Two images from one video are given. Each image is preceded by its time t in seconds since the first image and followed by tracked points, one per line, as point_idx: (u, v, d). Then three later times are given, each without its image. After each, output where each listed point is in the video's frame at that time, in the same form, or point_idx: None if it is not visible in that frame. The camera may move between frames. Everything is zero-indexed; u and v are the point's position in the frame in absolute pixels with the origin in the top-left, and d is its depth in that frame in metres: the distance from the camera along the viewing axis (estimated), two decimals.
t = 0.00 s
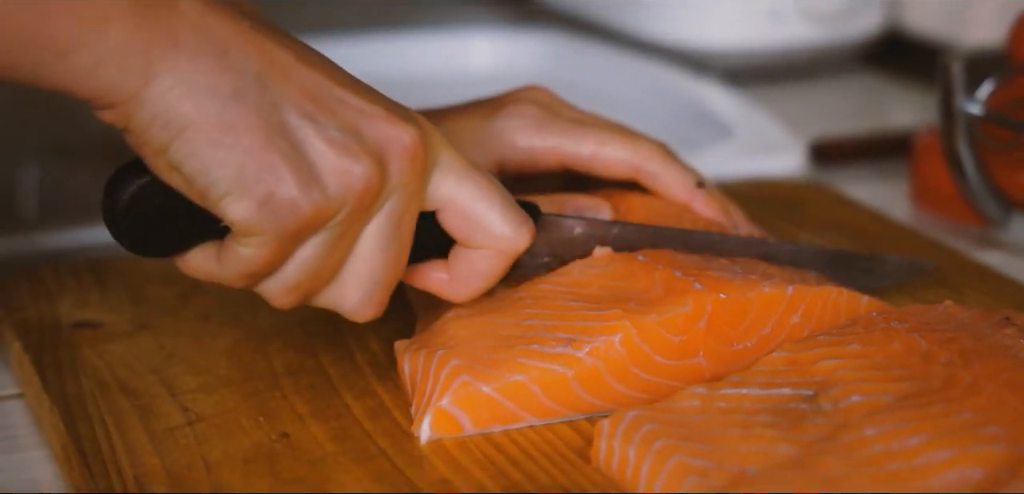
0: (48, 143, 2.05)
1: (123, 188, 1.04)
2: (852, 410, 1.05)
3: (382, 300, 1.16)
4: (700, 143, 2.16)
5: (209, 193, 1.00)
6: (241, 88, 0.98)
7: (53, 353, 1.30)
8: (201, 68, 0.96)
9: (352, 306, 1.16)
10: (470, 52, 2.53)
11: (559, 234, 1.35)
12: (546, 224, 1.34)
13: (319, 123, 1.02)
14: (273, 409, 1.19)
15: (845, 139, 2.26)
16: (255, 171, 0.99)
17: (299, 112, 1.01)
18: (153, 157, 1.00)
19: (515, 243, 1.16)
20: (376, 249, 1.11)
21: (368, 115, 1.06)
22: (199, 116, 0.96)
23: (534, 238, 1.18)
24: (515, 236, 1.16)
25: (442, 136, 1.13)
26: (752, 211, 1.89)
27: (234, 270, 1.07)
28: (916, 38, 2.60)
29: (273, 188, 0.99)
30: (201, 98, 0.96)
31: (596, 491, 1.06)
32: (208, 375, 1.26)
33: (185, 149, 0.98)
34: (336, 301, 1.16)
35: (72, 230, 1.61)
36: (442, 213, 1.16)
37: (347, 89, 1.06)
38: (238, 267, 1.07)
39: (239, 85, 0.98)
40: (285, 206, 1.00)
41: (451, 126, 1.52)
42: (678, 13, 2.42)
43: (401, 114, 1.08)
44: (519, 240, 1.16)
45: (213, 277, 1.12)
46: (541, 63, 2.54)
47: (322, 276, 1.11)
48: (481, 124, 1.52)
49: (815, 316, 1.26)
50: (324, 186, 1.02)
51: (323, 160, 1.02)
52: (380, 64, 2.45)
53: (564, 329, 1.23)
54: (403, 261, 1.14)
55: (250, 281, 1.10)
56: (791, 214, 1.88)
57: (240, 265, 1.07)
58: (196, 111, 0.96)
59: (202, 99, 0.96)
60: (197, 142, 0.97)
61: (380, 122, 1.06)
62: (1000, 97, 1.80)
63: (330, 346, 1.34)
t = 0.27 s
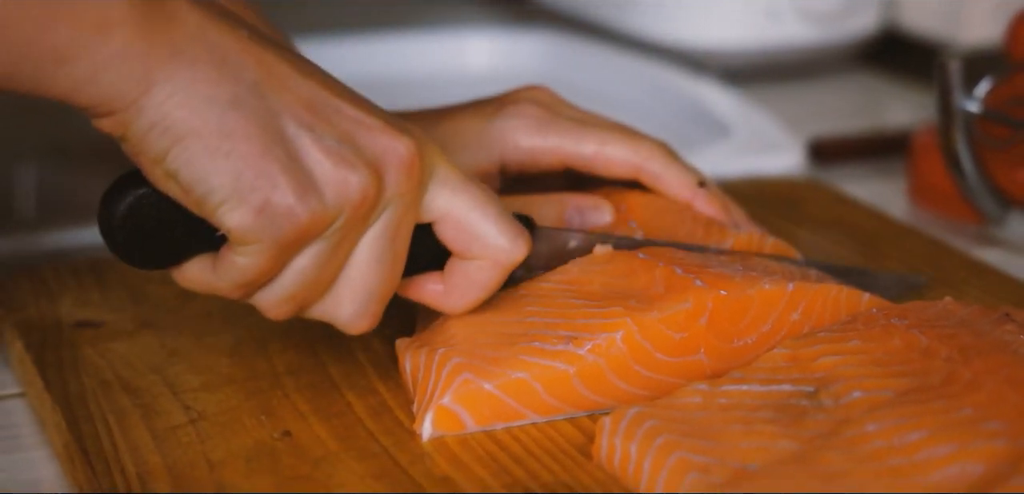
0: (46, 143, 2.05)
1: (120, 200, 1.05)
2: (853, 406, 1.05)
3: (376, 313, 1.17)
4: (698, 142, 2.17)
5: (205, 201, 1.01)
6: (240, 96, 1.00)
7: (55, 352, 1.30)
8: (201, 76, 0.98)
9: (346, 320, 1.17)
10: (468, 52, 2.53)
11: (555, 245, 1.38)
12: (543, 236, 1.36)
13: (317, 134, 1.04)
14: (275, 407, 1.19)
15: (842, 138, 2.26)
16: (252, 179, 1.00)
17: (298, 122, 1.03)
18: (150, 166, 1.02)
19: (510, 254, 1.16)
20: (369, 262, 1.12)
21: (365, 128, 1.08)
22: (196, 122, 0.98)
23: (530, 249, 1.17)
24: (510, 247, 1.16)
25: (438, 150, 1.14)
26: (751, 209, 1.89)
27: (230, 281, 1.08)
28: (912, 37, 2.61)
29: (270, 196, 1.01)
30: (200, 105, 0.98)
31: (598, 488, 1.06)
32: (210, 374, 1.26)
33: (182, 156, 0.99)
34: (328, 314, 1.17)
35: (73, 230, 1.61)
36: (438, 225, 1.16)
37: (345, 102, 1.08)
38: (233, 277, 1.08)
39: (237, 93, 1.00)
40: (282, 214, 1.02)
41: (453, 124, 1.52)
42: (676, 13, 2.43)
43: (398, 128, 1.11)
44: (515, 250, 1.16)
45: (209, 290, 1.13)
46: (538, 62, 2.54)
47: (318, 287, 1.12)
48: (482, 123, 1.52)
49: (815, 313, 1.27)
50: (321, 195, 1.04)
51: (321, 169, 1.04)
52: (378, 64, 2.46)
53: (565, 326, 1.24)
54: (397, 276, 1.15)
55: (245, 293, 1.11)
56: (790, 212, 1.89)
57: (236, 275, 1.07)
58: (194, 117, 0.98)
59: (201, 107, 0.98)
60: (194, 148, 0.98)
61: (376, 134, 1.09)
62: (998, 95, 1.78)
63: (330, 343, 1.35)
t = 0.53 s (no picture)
0: (46, 143, 2.06)
1: (99, 230, 1.04)
2: (854, 402, 1.05)
3: (346, 337, 1.17)
4: (696, 141, 2.17)
5: (186, 209, 1.02)
6: (230, 106, 1.01)
7: (57, 351, 1.30)
8: (193, 82, 1.00)
9: (316, 343, 1.17)
10: (466, 52, 2.53)
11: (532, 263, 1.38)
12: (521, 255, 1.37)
13: (302, 150, 1.06)
14: (277, 405, 1.20)
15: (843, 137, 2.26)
16: (236, 188, 1.01)
17: (284, 137, 1.05)
18: (133, 172, 1.03)
19: (498, 271, 1.18)
20: (345, 283, 1.13)
21: (351, 150, 1.10)
22: (184, 127, 0.99)
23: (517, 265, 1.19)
24: (495, 263, 1.17)
25: (421, 171, 1.16)
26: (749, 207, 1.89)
27: (205, 294, 1.08)
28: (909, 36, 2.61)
29: (252, 207, 1.01)
30: (189, 111, 0.99)
31: (600, 484, 1.07)
32: (212, 372, 1.27)
33: (167, 162, 1.00)
34: (302, 337, 1.17)
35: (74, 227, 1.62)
36: (422, 245, 1.17)
37: (331, 122, 1.10)
38: (210, 291, 1.08)
39: (227, 102, 1.01)
40: (263, 227, 1.02)
41: (454, 125, 1.54)
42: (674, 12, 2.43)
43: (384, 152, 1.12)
44: (502, 267, 1.18)
45: (185, 314, 1.13)
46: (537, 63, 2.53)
47: (294, 306, 1.12)
48: (485, 124, 1.53)
49: (816, 310, 1.27)
50: (303, 210, 1.05)
51: (305, 186, 1.05)
52: (377, 64, 2.46)
53: (566, 323, 1.24)
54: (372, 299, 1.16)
55: (219, 310, 1.11)
56: (789, 210, 1.89)
57: (212, 287, 1.08)
58: (183, 122, 0.99)
59: (189, 112, 0.99)
60: (179, 152, 0.99)
61: (361, 156, 1.10)
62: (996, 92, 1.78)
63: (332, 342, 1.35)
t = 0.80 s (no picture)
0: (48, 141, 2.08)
1: (64, 207, 1.05)
2: (854, 400, 1.06)
3: (308, 325, 1.16)
4: (694, 141, 2.17)
5: (150, 190, 1.00)
6: (202, 88, 1.00)
7: (59, 351, 1.30)
8: (166, 63, 0.98)
9: (276, 328, 1.15)
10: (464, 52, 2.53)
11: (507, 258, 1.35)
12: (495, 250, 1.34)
13: (273, 135, 1.04)
14: (279, 405, 1.20)
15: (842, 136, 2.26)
16: (204, 169, 0.99)
17: (257, 123, 1.04)
18: (101, 151, 1.00)
19: (467, 263, 1.17)
20: (308, 270, 1.11)
21: (322, 139, 1.09)
22: (154, 107, 0.97)
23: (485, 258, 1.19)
24: (466, 253, 1.17)
25: (391, 160, 1.15)
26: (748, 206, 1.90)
27: (166, 274, 1.07)
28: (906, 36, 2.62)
29: (218, 189, 0.99)
30: (161, 90, 0.98)
31: (602, 483, 1.07)
32: (213, 372, 1.27)
33: (133, 141, 0.98)
34: (261, 321, 1.15)
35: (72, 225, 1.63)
36: (389, 235, 1.16)
37: (304, 109, 1.09)
38: (170, 271, 1.06)
39: (200, 84, 1.00)
40: (228, 210, 1.00)
41: (457, 125, 1.54)
42: (672, 13, 2.43)
43: (355, 141, 1.11)
44: (471, 259, 1.17)
45: (146, 293, 1.11)
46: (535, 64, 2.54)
47: (256, 290, 1.11)
48: (488, 124, 1.53)
49: (815, 310, 1.27)
50: (270, 195, 1.03)
51: (274, 171, 1.04)
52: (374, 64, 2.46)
53: (566, 323, 1.24)
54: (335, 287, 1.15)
55: (179, 292, 1.09)
56: (787, 210, 1.89)
57: (172, 267, 1.06)
58: (154, 101, 0.97)
59: (160, 93, 0.98)
60: (147, 131, 0.97)
61: (332, 145, 1.09)
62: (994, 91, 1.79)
63: (333, 342, 1.35)
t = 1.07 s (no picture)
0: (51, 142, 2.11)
1: None
2: (856, 399, 1.06)
3: (236, 337, 1.13)
4: (693, 141, 2.17)
5: (75, 197, 0.97)
6: (129, 96, 0.99)
7: (61, 351, 1.31)
8: (95, 71, 0.98)
9: (205, 340, 1.13)
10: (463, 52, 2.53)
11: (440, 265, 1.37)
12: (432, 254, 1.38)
13: (202, 143, 1.03)
14: (281, 405, 1.20)
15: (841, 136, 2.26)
16: (128, 175, 0.97)
17: (188, 130, 1.02)
18: (27, 158, 0.98)
19: (401, 273, 1.15)
20: (239, 279, 1.09)
21: (253, 147, 1.07)
22: (79, 113, 0.96)
23: (421, 268, 1.17)
24: (398, 268, 1.15)
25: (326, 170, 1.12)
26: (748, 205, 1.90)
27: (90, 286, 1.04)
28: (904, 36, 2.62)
29: (141, 197, 0.98)
30: (85, 97, 0.97)
31: (604, 482, 1.07)
32: (215, 372, 1.27)
33: (57, 148, 0.96)
34: (191, 334, 1.13)
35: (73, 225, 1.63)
36: (322, 244, 1.13)
37: (235, 119, 1.07)
38: (95, 282, 1.04)
39: (127, 91, 0.99)
40: (152, 217, 0.98)
41: (456, 127, 1.54)
42: (671, 13, 2.44)
43: (287, 150, 1.09)
44: (406, 269, 1.15)
45: (70, 307, 1.07)
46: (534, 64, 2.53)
47: (186, 302, 1.09)
48: (490, 125, 1.52)
49: (816, 309, 1.28)
50: (197, 203, 1.01)
51: (202, 180, 1.02)
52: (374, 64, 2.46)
53: (568, 322, 1.24)
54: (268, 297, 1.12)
55: (104, 305, 1.07)
56: (787, 210, 1.89)
57: (97, 279, 1.03)
58: (79, 108, 0.96)
59: (87, 99, 0.97)
60: (71, 138, 0.96)
61: (263, 153, 1.07)
62: (993, 91, 1.79)
63: (334, 342, 1.35)
